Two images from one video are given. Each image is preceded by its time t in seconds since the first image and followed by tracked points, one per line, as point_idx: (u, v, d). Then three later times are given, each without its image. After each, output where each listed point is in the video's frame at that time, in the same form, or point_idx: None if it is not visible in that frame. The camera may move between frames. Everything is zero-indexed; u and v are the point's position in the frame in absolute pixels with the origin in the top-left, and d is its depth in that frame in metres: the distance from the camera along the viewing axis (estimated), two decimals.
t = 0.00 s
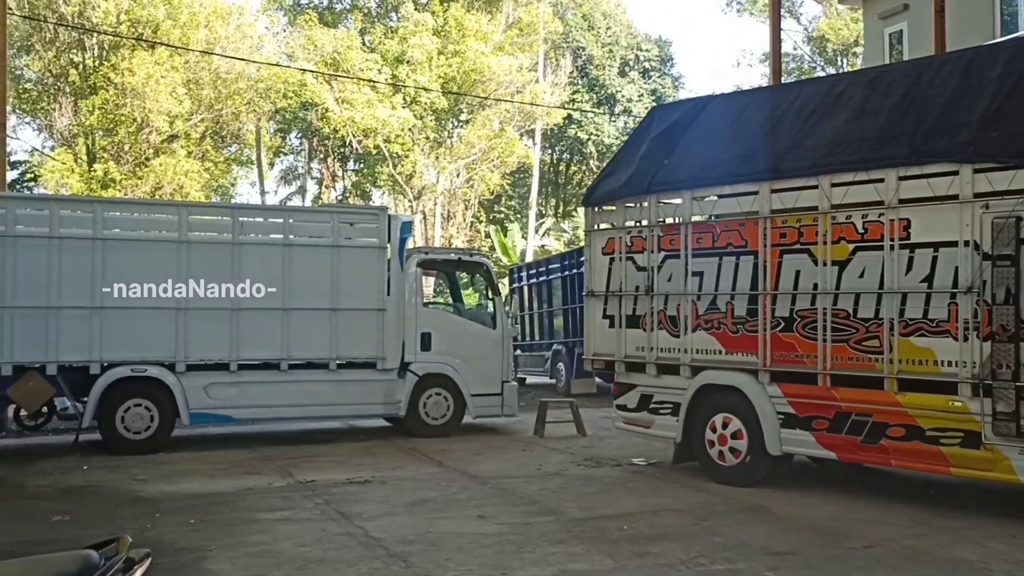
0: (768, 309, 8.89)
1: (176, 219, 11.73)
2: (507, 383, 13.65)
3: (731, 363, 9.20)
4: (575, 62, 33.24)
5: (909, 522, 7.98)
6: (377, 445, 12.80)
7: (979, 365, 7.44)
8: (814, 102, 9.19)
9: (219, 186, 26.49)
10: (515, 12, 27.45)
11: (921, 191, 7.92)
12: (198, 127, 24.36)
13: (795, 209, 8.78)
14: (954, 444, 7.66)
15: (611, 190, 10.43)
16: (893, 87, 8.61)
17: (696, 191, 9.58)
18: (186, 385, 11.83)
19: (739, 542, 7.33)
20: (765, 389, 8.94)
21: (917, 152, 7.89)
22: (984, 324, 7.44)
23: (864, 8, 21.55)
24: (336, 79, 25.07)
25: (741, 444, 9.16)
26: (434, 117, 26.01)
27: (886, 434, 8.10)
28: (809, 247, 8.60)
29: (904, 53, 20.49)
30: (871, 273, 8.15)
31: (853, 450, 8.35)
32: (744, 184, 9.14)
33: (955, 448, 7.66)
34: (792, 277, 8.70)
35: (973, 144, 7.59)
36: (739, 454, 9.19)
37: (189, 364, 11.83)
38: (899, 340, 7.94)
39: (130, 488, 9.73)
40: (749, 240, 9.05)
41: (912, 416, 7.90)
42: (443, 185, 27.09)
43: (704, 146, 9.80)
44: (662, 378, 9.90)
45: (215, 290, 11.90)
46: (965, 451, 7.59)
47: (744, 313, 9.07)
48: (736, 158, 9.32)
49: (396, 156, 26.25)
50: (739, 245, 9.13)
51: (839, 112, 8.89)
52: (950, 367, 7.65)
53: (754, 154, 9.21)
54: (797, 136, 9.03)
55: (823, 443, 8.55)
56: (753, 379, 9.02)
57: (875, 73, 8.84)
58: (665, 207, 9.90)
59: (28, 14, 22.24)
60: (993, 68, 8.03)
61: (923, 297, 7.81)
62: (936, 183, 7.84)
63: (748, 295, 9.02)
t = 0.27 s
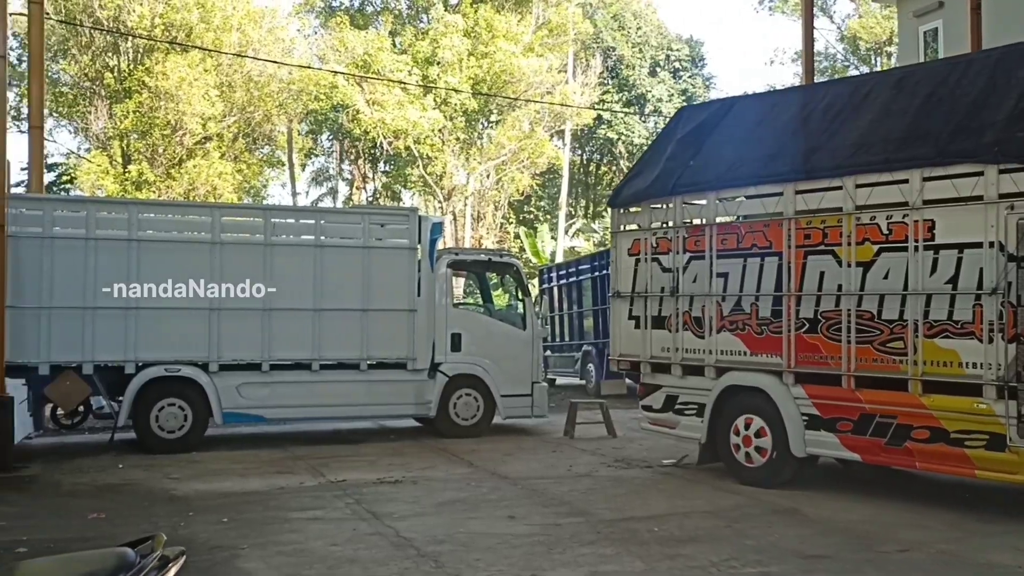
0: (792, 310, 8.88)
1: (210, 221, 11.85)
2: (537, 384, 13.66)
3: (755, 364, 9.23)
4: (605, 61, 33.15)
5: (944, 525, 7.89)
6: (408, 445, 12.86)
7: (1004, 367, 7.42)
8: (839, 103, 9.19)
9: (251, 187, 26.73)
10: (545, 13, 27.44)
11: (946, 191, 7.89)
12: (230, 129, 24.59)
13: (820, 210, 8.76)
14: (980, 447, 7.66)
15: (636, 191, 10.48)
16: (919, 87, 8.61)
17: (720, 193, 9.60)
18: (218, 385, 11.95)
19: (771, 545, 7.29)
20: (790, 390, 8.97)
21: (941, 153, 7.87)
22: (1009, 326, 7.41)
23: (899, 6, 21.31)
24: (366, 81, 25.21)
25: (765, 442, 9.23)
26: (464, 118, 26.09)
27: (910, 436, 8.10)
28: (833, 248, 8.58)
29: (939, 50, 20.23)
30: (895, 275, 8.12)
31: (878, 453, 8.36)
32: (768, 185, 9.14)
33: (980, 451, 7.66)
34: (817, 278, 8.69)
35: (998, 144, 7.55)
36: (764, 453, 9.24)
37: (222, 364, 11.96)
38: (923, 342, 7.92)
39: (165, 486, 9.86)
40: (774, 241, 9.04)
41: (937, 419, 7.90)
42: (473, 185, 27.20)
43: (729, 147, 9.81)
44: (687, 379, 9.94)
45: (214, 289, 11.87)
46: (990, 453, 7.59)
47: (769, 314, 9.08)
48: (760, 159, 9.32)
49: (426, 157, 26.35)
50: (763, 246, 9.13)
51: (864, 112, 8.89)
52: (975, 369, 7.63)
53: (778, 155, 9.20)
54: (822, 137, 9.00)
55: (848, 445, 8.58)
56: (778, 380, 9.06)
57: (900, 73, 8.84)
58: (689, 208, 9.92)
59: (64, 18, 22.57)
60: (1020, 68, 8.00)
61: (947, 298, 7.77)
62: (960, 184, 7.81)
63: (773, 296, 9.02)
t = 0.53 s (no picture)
0: (806, 311, 8.95)
1: (232, 222, 11.94)
2: (557, 385, 13.67)
3: (770, 365, 9.31)
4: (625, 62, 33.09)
5: (969, 528, 7.83)
6: (428, 446, 12.89)
7: (1017, 368, 7.46)
8: (854, 105, 9.20)
9: (272, 189, 26.87)
10: (565, 14, 27.40)
11: (959, 192, 7.93)
12: (251, 130, 24.72)
13: (834, 211, 8.82)
14: (994, 448, 7.68)
15: (652, 193, 10.54)
16: (934, 88, 8.61)
17: (736, 195, 9.68)
18: (240, 385, 12.03)
19: (793, 547, 7.26)
20: (803, 391, 9.06)
21: (955, 154, 7.88)
22: None
23: (922, 5, 21.14)
24: (387, 82, 25.30)
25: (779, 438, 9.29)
26: (483, 119, 26.11)
27: (925, 438, 8.15)
28: (847, 249, 8.64)
29: (964, 49, 20.03)
30: (909, 276, 8.19)
31: (893, 454, 8.40)
32: (781, 187, 9.21)
33: (995, 452, 7.68)
34: (831, 279, 8.76)
35: (1011, 144, 7.55)
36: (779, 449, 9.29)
37: (244, 364, 12.04)
38: (937, 343, 7.97)
39: (187, 485, 9.94)
40: (788, 242, 9.10)
41: (951, 420, 7.94)
42: (494, 186, 27.22)
43: (745, 149, 9.84)
44: (703, 380, 10.00)
45: (214, 290, 11.85)
46: (1004, 454, 7.61)
47: (784, 315, 9.15)
48: (775, 161, 9.36)
49: (447, 158, 26.41)
50: (778, 248, 9.19)
51: (879, 114, 8.89)
52: (989, 370, 7.67)
53: (792, 157, 9.23)
54: (837, 138, 9.01)
55: (863, 446, 8.62)
56: (791, 381, 9.15)
57: (915, 75, 8.84)
58: (705, 209, 9.99)
59: (88, 21, 22.77)
60: None
61: (961, 299, 7.82)
62: (974, 185, 7.84)
63: (787, 297, 9.09)
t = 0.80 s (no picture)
0: (814, 312, 8.98)
1: (246, 223, 12.00)
2: (571, 385, 13.68)
3: (778, 366, 9.33)
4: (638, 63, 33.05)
5: (986, 531, 7.80)
6: (442, 447, 12.92)
7: None
8: (863, 105, 9.22)
9: (287, 190, 26.97)
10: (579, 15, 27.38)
11: (965, 194, 7.98)
12: (266, 131, 24.81)
13: (841, 212, 8.88)
14: (1000, 449, 7.71)
15: (661, 195, 10.58)
16: (940, 88, 8.60)
17: (744, 197, 9.72)
18: (255, 386, 12.10)
19: (808, 549, 7.24)
20: (812, 392, 9.06)
21: (962, 156, 7.91)
22: None
23: (938, 4, 21.03)
24: (401, 83, 25.36)
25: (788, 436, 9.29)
26: (497, 120, 26.12)
27: (931, 438, 8.17)
28: (855, 250, 8.69)
29: (980, 49, 19.91)
30: (915, 277, 8.23)
31: (900, 454, 8.41)
32: (790, 188, 9.26)
33: (1001, 453, 7.70)
34: (839, 280, 8.80)
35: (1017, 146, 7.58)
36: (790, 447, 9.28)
37: (259, 364, 12.09)
38: (943, 344, 8.00)
39: (202, 485, 10.00)
40: (796, 243, 9.16)
41: (957, 421, 7.96)
42: (507, 187, 27.23)
43: (753, 150, 9.87)
44: (711, 380, 10.05)
45: (214, 290, 11.86)
46: (1011, 455, 7.63)
47: (792, 316, 9.19)
48: (783, 163, 9.39)
49: (461, 158, 26.45)
50: (786, 249, 9.25)
51: (887, 115, 8.91)
52: (995, 371, 7.70)
53: (800, 159, 9.26)
54: (846, 139, 9.02)
55: (869, 447, 8.63)
56: (800, 381, 9.15)
57: (923, 75, 8.84)
58: (714, 211, 10.03)
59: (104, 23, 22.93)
60: None
61: (968, 301, 7.86)
62: (980, 186, 7.90)
63: (795, 298, 9.13)
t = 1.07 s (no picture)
0: (815, 313, 8.99)
1: (253, 224, 12.03)
2: (576, 386, 13.68)
3: (779, 367, 9.33)
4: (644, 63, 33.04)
5: (993, 532, 7.77)
6: (448, 447, 12.93)
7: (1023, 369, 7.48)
8: (865, 107, 9.25)
9: (293, 190, 27.01)
10: (585, 15, 27.37)
11: (965, 195, 7.99)
12: (272, 132, 24.83)
13: (842, 213, 8.88)
14: (999, 450, 7.69)
15: (663, 196, 10.59)
16: (943, 90, 8.64)
17: (745, 198, 9.73)
18: (261, 386, 12.12)
19: (814, 550, 7.24)
20: (813, 392, 9.06)
21: (961, 158, 7.90)
22: None
23: (945, 4, 20.98)
24: (407, 84, 25.40)
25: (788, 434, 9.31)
26: (504, 121, 26.13)
27: (931, 439, 8.16)
28: (856, 251, 8.69)
29: (987, 49, 19.86)
30: (916, 278, 8.24)
31: (900, 455, 8.40)
32: (791, 189, 9.27)
33: (1000, 454, 7.68)
34: (839, 281, 8.80)
35: (1017, 147, 7.59)
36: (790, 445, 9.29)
37: (265, 364, 12.11)
38: (943, 344, 8.00)
39: (208, 485, 10.02)
40: (798, 244, 9.16)
41: (957, 421, 7.95)
42: (514, 188, 27.22)
43: (756, 152, 9.88)
44: (714, 381, 10.05)
45: (214, 290, 11.86)
46: (1010, 456, 7.61)
47: (793, 316, 9.18)
48: (785, 164, 9.40)
49: (467, 159, 26.46)
50: (787, 250, 9.24)
51: (889, 116, 8.94)
52: (995, 372, 7.70)
53: (802, 160, 9.27)
54: (848, 140, 9.03)
55: (870, 447, 8.62)
56: (801, 382, 9.15)
57: (925, 77, 8.88)
58: (716, 212, 10.05)
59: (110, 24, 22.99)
60: None
61: (967, 301, 7.86)
62: (979, 187, 7.91)
63: (797, 299, 9.13)
